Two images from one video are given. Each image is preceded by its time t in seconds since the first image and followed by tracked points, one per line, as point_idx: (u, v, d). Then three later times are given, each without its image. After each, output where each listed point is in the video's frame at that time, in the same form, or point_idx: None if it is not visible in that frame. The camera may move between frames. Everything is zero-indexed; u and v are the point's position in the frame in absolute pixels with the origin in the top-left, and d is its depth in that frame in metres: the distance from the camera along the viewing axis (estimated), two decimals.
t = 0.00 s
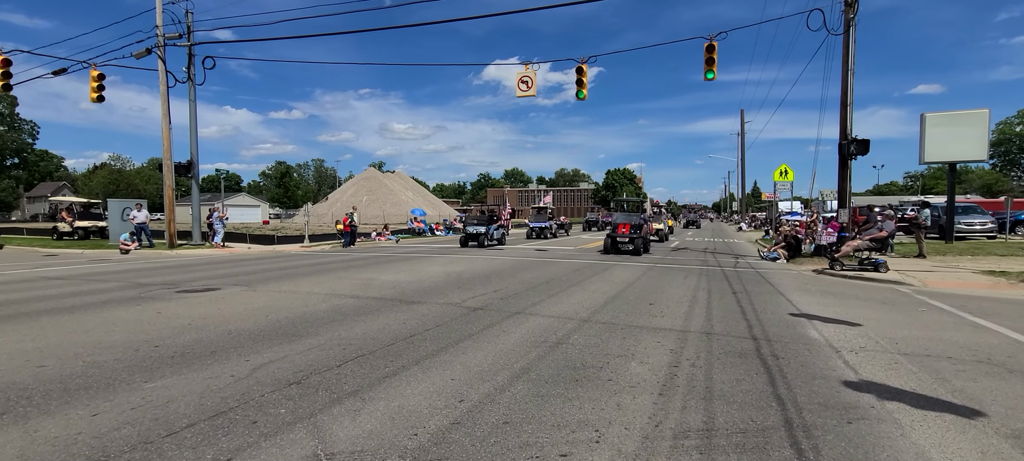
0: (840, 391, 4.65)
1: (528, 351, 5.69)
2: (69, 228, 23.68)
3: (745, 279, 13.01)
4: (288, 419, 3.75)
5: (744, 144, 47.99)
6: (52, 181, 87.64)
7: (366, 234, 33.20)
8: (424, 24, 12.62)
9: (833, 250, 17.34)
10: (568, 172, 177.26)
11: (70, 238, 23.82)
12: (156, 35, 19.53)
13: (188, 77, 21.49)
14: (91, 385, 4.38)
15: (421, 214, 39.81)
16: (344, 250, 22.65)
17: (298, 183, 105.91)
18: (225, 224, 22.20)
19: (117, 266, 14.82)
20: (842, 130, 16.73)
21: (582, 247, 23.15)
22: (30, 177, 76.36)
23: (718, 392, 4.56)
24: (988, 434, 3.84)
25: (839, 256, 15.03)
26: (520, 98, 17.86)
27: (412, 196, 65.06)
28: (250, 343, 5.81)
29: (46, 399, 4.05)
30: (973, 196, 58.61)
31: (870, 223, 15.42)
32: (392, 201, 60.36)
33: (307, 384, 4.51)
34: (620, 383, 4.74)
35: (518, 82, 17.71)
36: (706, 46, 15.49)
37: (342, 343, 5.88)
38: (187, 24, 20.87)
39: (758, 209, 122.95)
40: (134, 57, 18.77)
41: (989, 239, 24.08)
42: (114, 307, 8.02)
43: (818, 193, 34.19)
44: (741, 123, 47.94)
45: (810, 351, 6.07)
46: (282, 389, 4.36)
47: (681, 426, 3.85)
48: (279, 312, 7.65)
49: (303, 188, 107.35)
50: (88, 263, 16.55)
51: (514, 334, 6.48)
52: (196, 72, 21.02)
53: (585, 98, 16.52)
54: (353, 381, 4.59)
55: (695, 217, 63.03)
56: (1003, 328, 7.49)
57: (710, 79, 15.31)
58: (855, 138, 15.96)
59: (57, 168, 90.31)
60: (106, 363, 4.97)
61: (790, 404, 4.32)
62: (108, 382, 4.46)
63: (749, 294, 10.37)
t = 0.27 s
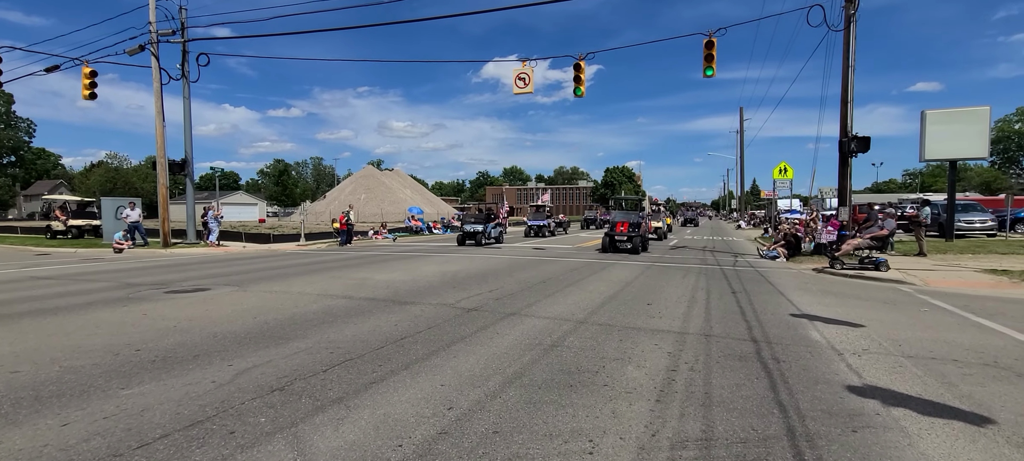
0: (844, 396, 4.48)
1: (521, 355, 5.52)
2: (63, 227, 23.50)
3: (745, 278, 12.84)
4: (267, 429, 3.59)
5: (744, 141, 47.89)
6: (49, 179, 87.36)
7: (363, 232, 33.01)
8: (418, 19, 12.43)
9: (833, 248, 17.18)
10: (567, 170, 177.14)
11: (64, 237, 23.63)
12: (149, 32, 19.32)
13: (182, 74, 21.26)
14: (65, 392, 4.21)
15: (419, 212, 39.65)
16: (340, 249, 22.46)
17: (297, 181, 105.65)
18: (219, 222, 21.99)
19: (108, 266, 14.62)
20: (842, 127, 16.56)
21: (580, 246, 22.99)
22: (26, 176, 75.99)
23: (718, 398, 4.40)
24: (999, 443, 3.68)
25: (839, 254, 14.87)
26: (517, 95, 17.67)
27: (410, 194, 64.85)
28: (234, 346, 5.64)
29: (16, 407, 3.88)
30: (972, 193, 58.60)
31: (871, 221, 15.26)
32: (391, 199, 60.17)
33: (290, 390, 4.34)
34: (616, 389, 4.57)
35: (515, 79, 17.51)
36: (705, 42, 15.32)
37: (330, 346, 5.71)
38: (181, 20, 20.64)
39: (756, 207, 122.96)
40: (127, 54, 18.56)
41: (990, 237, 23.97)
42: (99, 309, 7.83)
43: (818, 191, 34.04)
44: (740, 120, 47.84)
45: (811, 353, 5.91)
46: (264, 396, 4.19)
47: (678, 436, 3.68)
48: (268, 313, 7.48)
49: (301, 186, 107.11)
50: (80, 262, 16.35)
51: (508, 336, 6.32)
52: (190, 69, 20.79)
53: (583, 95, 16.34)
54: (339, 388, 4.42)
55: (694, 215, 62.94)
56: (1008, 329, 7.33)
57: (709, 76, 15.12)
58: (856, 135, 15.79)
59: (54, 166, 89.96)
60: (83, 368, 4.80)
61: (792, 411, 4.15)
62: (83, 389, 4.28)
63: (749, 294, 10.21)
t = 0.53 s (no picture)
0: (846, 400, 4.34)
1: (514, 357, 5.37)
2: (59, 227, 23.36)
3: (744, 277, 12.69)
4: (245, 437, 3.44)
5: (744, 139, 47.74)
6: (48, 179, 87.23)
7: (362, 231, 32.86)
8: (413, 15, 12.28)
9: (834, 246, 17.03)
10: (567, 169, 176.90)
11: (59, 237, 23.49)
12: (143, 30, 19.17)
13: (177, 72, 21.11)
14: (39, 398, 4.07)
15: (418, 210, 39.48)
16: (337, 248, 22.31)
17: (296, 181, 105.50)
18: (215, 221, 21.83)
19: (101, 266, 14.47)
20: (843, 124, 16.40)
21: (578, 245, 22.83)
22: (25, 176, 75.85)
23: (715, 402, 4.25)
24: (1007, 449, 3.53)
25: (840, 253, 14.71)
26: (514, 92, 17.51)
27: (409, 193, 64.72)
28: (219, 349, 5.49)
29: None
30: (973, 190, 58.42)
31: (872, 218, 15.10)
32: (390, 198, 60.03)
33: (273, 395, 4.20)
34: (610, 393, 4.42)
35: (513, 76, 17.34)
36: (704, 38, 15.16)
37: (318, 349, 5.56)
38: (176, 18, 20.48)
39: (756, 204, 122.78)
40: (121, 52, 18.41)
41: (991, 234, 23.83)
42: (85, 310, 7.67)
43: (818, 188, 33.85)
44: (739, 118, 47.70)
45: (812, 354, 5.76)
46: (245, 402, 4.05)
47: (674, 443, 3.54)
48: (258, 314, 7.33)
49: (301, 185, 106.96)
50: (74, 263, 16.19)
51: (501, 338, 6.17)
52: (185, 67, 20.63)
53: (581, 92, 16.19)
54: (324, 392, 4.28)
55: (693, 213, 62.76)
56: (1013, 328, 7.18)
57: (708, 73, 14.96)
58: (856, 132, 15.63)
59: (53, 166, 89.79)
60: (62, 373, 4.66)
61: (792, 416, 4.01)
62: (58, 394, 4.14)
63: (748, 293, 10.05)
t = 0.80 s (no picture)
0: (844, 405, 4.16)
1: (501, 359, 5.20)
2: (52, 226, 23.18)
3: (742, 275, 12.51)
4: (212, 446, 3.28)
5: (743, 137, 47.52)
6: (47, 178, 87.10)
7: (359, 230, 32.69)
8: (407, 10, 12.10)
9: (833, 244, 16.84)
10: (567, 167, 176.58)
11: (53, 236, 23.32)
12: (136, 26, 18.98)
13: (171, 69, 20.91)
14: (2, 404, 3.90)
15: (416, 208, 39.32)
16: (332, 247, 22.14)
17: (296, 179, 105.33)
18: (210, 220, 21.65)
19: (92, 265, 14.30)
20: (842, 121, 16.19)
21: (576, 243, 22.66)
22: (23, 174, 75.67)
23: (708, 407, 4.08)
24: (1012, 457, 3.36)
25: (839, 251, 14.54)
26: (511, 89, 17.32)
27: (408, 191, 64.52)
28: (198, 351, 5.32)
29: None
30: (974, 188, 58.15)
31: (872, 216, 14.91)
32: (389, 197, 59.84)
33: (247, 401, 4.03)
34: (598, 398, 4.25)
35: (509, 73, 17.16)
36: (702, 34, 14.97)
37: (300, 351, 5.39)
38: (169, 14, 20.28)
39: (756, 203, 122.55)
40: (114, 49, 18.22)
41: (992, 232, 23.64)
42: (67, 310, 7.50)
43: (818, 186, 33.64)
44: (739, 116, 47.47)
45: (809, 356, 5.59)
46: (217, 408, 3.88)
47: (662, 452, 3.37)
48: (243, 315, 7.16)
49: (300, 183, 106.77)
50: (65, 262, 16.02)
51: (490, 339, 6.00)
52: (179, 64, 20.44)
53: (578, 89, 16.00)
54: (301, 397, 4.11)
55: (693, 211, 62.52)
56: (1016, 328, 7.01)
57: (706, 69, 14.77)
58: (856, 129, 15.43)
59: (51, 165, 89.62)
60: (30, 377, 4.49)
61: (788, 422, 3.83)
62: (22, 400, 3.97)
63: (746, 293, 9.88)
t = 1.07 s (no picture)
0: (842, 414, 4.00)
1: (489, 364, 5.04)
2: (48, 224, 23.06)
3: (741, 276, 12.34)
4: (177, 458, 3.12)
5: (744, 135, 47.30)
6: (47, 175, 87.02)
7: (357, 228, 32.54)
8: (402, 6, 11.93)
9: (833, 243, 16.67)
10: (567, 166, 176.30)
11: (49, 234, 23.19)
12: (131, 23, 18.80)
13: (166, 66, 20.75)
14: None
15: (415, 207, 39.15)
16: (329, 246, 21.99)
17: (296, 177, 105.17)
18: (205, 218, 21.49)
19: (84, 264, 14.15)
20: (843, 119, 16.00)
21: (574, 242, 22.49)
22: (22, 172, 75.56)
23: (700, 416, 3.92)
24: None
25: (839, 251, 14.36)
26: (508, 87, 17.14)
27: (408, 190, 64.34)
28: (177, 355, 5.17)
29: None
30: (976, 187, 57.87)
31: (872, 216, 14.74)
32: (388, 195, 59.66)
33: (220, 408, 3.87)
34: (587, 405, 4.08)
35: (506, 70, 16.98)
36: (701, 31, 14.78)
37: (282, 354, 5.23)
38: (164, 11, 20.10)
39: (757, 202, 122.24)
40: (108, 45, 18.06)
41: (993, 232, 23.45)
42: (50, 311, 7.34)
43: (818, 184, 33.44)
44: (740, 114, 47.23)
45: (807, 360, 5.43)
46: (188, 416, 3.72)
47: None
48: (228, 316, 7.00)
49: (300, 181, 106.62)
50: (58, 260, 15.89)
51: (479, 342, 5.84)
52: (174, 61, 20.27)
53: (575, 86, 15.83)
54: (277, 405, 3.95)
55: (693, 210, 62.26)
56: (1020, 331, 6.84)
57: (705, 66, 14.58)
58: (857, 127, 15.24)
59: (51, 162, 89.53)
60: None
61: (783, 432, 3.67)
62: None
63: (744, 294, 9.71)
